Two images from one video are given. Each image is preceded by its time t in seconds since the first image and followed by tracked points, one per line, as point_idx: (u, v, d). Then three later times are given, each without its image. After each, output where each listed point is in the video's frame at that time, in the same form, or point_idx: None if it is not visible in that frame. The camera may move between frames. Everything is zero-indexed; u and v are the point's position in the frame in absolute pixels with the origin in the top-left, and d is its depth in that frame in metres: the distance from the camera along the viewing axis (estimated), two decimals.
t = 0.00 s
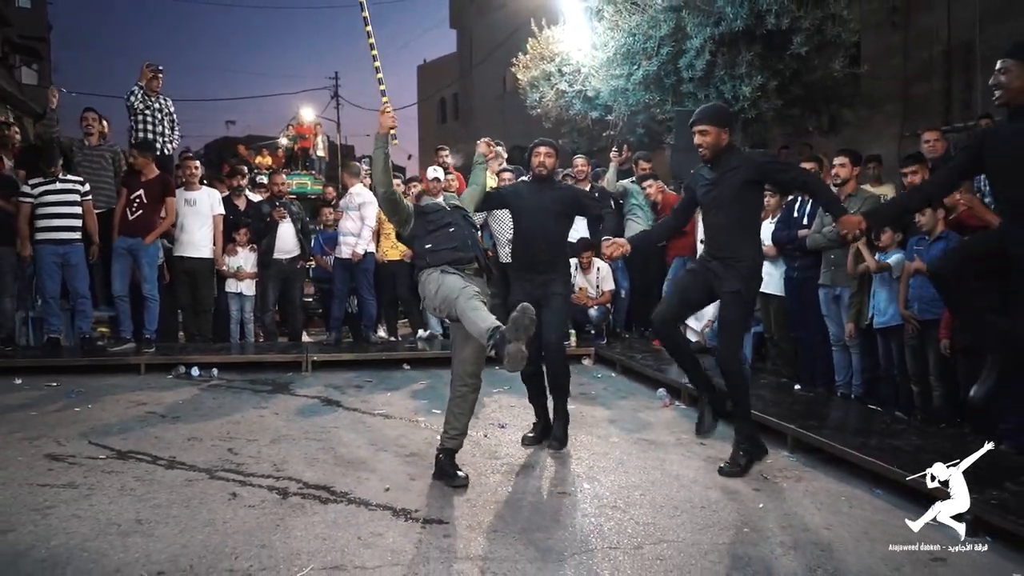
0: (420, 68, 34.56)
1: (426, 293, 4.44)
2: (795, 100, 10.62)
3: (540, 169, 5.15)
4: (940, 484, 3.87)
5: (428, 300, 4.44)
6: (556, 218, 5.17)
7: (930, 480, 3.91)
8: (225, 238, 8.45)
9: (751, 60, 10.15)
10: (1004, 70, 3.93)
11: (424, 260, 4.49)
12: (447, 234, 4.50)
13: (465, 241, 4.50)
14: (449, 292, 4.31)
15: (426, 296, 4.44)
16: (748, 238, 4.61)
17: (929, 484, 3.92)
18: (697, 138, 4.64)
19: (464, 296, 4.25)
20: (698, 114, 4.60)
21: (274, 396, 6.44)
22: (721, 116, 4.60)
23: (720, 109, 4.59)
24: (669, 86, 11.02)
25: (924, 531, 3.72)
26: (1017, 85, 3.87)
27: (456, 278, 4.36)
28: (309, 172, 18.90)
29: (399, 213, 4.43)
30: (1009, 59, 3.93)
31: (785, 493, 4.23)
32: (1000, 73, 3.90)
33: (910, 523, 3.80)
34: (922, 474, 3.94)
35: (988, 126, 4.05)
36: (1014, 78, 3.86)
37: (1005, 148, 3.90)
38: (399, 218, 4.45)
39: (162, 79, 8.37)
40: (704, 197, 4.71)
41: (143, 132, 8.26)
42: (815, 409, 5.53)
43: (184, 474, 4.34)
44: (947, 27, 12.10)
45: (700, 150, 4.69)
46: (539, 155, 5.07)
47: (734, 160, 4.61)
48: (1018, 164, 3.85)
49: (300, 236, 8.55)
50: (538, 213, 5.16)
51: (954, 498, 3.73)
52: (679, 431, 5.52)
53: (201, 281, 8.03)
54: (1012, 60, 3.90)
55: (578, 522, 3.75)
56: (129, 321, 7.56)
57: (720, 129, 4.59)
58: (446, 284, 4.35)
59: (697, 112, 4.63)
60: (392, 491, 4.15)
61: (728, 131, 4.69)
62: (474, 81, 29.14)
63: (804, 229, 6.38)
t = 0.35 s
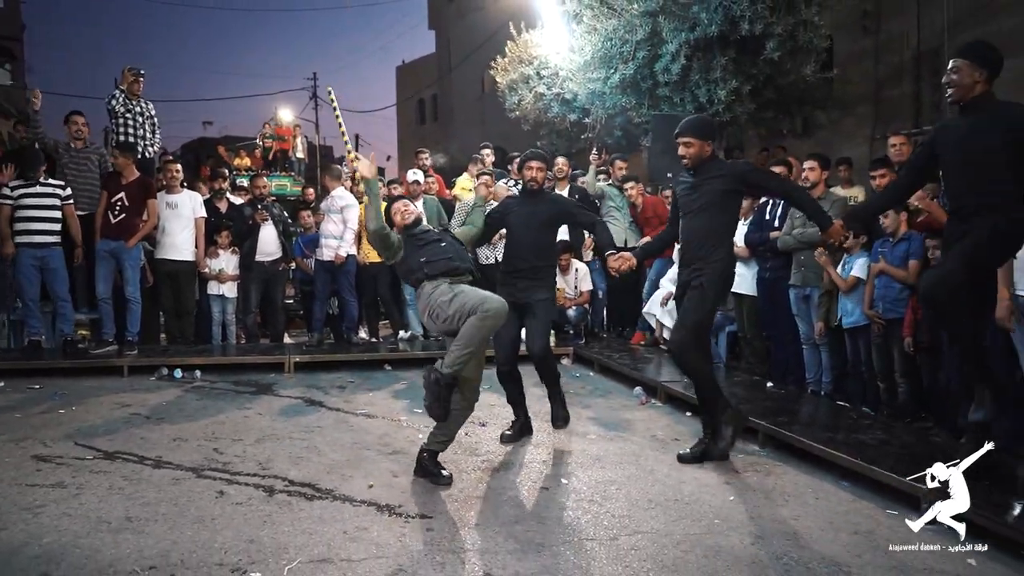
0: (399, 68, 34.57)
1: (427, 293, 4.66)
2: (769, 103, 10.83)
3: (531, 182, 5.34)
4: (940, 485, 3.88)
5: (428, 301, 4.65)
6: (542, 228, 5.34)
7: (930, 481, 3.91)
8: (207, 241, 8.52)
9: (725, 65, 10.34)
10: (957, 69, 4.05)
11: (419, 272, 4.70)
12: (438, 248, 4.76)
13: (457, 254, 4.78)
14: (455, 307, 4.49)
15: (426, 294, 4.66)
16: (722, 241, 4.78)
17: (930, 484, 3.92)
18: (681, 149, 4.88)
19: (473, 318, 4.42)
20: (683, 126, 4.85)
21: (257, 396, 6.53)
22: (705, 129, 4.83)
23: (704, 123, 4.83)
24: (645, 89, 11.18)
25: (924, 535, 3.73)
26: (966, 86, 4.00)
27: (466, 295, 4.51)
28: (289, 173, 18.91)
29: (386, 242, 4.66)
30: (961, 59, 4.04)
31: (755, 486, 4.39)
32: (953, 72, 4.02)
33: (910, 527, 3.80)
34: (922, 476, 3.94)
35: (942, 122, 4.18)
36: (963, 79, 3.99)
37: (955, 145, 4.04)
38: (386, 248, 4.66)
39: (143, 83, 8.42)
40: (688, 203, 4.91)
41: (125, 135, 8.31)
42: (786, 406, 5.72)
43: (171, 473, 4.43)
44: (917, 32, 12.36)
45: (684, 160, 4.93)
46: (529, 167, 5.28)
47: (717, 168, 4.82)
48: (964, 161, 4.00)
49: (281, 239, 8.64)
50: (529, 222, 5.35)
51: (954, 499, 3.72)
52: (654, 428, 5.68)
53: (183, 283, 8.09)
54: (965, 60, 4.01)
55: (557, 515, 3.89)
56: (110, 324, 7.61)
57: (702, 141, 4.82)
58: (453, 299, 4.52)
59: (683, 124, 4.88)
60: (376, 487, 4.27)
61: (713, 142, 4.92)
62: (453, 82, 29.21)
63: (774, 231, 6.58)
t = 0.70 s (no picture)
0: (386, 69, 34.68)
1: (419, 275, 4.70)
2: (748, 106, 11.06)
3: (524, 173, 5.49)
4: (939, 485, 3.86)
5: (419, 284, 4.71)
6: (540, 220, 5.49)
7: (929, 480, 3.90)
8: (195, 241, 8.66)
9: (704, 68, 10.57)
10: (920, 85, 4.17)
11: (421, 260, 4.65)
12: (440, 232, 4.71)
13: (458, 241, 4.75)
14: (435, 324, 4.56)
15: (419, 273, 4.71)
16: (709, 244, 4.98)
17: (929, 485, 3.91)
18: (665, 153, 5.05)
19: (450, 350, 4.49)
20: (666, 131, 5.01)
21: (245, 394, 6.68)
22: (687, 135, 5.00)
23: (688, 129, 4.98)
24: (626, 92, 11.39)
25: (924, 535, 3.72)
26: (925, 103, 4.12)
27: (450, 327, 4.51)
28: (276, 174, 19.04)
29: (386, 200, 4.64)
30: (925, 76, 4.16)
31: (725, 476, 4.59)
32: (914, 88, 4.15)
33: (910, 527, 3.79)
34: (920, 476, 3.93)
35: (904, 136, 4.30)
36: (923, 96, 4.11)
37: (912, 159, 4.18)
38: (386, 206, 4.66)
39: (131, 86, 8.55)
40: (673, 210, 5.12)
41: (114, 139, 8.43)
42: (759, 400, 5.93)
43: (162, 466, 4.59)
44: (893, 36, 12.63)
45: (667, 165, 5.09)
46: (522, 159, 5.44)
47: (699, 175, 4.99)
48: (920, 175, 4.13)
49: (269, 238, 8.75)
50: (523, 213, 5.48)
51: (955, 499, 3.69)
52: (631, 422, 5.88)
53: (171, 282, 8.22)
54: (927, 78, 4.12)
55: (535, 504, 4.07)
56: (100, 324, 7.74)
57: (685, 146, 4.99)
58: (437, 316, 4.56)
59: (666, 130, 5.03)
60: (361, 479, 4.44)
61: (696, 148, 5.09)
62: (439, 82, 29.37)
63: (749, 231, 6.80)
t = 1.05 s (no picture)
0: (380, 70, 34.83)
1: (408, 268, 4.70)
2: (736, 108, 11.27)
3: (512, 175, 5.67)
4: (939, 485, 3.85)
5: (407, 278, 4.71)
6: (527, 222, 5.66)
7: (930, 480, 3.89)
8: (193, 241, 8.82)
9: (692, 72, 10.78)
10: (896, 93, 4.31)
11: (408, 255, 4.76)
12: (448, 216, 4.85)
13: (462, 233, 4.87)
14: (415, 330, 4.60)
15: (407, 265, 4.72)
16: (704, 237, 5.18)
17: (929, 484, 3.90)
18: (660, 151, 5.28)
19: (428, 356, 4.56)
20: (661, 130, 5.25)
21: (242, 391, 6.84)
22: (682, 133, 5.24)
23: (681, 127, 5.24)
24: (616, 95, 11.58)
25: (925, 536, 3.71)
26: (902, 110, 4.26)
27: (430, 337, 4.53)
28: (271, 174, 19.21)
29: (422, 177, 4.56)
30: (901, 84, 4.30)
31: (705, 468, 4.78)
32: (891, 95, 4.28)
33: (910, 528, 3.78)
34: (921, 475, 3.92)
35: (883, 139, 4.44)
36: (900, 103, 4.24)
37: (889, 164, 4.31)
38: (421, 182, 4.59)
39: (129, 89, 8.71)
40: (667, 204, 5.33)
41: (113, 141, 8.58)
42: (741, 396, 6.12)
43: (164, 460, 4.76)
44: (879, 40, 12.87)
45: (663, 162, 5.33)
46: (511, 163, 5.61)
47: (693, 170, 5.24)
48: (896, 179, 4.26)
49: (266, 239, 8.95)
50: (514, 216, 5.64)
51: (955, 499, 3.68)
52: (618, 417, 6.07)
53: (169, 282, 8.38)
54: (904, 86, 4.26)
55: (521, 494, 4.24)
56: (99, 323, 7.90)
57: (681, 143, 5.23)
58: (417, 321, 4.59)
59: (660, 129, 5.28)
60: (355, 471, 4.62)
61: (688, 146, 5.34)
62: (433, 83, 29.55)
63: (733, 232, 7.00)
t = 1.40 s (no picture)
0: (375, 71, 34.97)
1: (405, 295, 4.56)
2: (726, 113, 11.45)
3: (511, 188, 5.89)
4: (939, 485, 3.93)
5: (402, 307, 4.55)
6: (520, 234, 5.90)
7: (930, 481, 3.98)
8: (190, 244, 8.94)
9: (683, 77, 10.96)
10: (883, 99, 4.42)
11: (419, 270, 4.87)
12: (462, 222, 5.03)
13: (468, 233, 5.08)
14: (406, 359, 4.51)
15: (405, 289, 4.58)
16: (688, 248, 5.29)
17: (930, 485, 3.98)
18: (661, 163, 5.36)
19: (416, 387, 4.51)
20: (663, 142, 5.33)
21: (240, 391, 6.99)
22: (682, 146, 5.32)
23: (683, 141, 5.31)
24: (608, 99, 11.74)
25: (925, 536, 3.77)
26: (889, 116, 4.38)
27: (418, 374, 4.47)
28: (267, 176, 19.35)
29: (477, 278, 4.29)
30: (888, 90, 4.41)
31: (690, 464, 4.94)
32: (877, 102, 4.40)
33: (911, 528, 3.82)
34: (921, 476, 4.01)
35: (872, 142, 4.57)
36: (886, 109, 4.37)
37: (877, 168, 4.46)
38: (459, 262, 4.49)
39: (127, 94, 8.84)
40: (662, 215, 5.43)
41: (112, 145, 8.72)
42: (726, 396, 6.28)
43: (165, 457, 4.91)
44: (867, 42, 13.01)
45: (662, 174, 5.42)
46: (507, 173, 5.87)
47: (689, 184, 5.35)
48: (886, 183, 4.40)
49: (263, 241, 9.07)
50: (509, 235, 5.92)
51: (955, 498, 3.74)
52: (606, 416, 6.23)
53: (167, 284, 8.52)
54: (890, 92, 4.38)
55: (511, 489, 4.40)
56: (99, 325, 8.03)
57: (681, 157, 5.30)
58: (410, 352, 4.49)
59: (662, 140, 5.35)
60: (351, 468, 4.78)
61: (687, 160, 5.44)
62: (428, 85, 29.72)
63: (720, 235, 7.19)
